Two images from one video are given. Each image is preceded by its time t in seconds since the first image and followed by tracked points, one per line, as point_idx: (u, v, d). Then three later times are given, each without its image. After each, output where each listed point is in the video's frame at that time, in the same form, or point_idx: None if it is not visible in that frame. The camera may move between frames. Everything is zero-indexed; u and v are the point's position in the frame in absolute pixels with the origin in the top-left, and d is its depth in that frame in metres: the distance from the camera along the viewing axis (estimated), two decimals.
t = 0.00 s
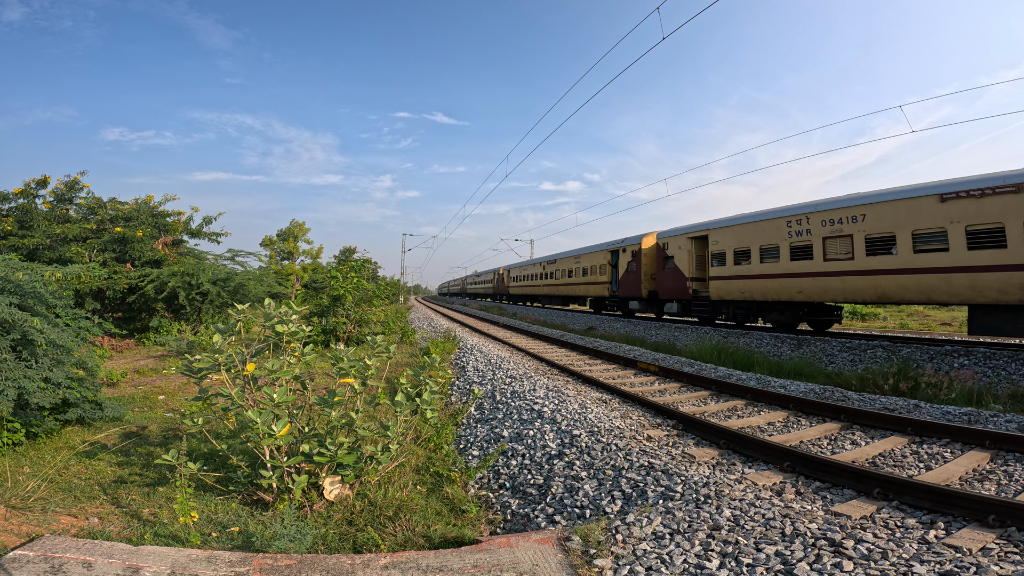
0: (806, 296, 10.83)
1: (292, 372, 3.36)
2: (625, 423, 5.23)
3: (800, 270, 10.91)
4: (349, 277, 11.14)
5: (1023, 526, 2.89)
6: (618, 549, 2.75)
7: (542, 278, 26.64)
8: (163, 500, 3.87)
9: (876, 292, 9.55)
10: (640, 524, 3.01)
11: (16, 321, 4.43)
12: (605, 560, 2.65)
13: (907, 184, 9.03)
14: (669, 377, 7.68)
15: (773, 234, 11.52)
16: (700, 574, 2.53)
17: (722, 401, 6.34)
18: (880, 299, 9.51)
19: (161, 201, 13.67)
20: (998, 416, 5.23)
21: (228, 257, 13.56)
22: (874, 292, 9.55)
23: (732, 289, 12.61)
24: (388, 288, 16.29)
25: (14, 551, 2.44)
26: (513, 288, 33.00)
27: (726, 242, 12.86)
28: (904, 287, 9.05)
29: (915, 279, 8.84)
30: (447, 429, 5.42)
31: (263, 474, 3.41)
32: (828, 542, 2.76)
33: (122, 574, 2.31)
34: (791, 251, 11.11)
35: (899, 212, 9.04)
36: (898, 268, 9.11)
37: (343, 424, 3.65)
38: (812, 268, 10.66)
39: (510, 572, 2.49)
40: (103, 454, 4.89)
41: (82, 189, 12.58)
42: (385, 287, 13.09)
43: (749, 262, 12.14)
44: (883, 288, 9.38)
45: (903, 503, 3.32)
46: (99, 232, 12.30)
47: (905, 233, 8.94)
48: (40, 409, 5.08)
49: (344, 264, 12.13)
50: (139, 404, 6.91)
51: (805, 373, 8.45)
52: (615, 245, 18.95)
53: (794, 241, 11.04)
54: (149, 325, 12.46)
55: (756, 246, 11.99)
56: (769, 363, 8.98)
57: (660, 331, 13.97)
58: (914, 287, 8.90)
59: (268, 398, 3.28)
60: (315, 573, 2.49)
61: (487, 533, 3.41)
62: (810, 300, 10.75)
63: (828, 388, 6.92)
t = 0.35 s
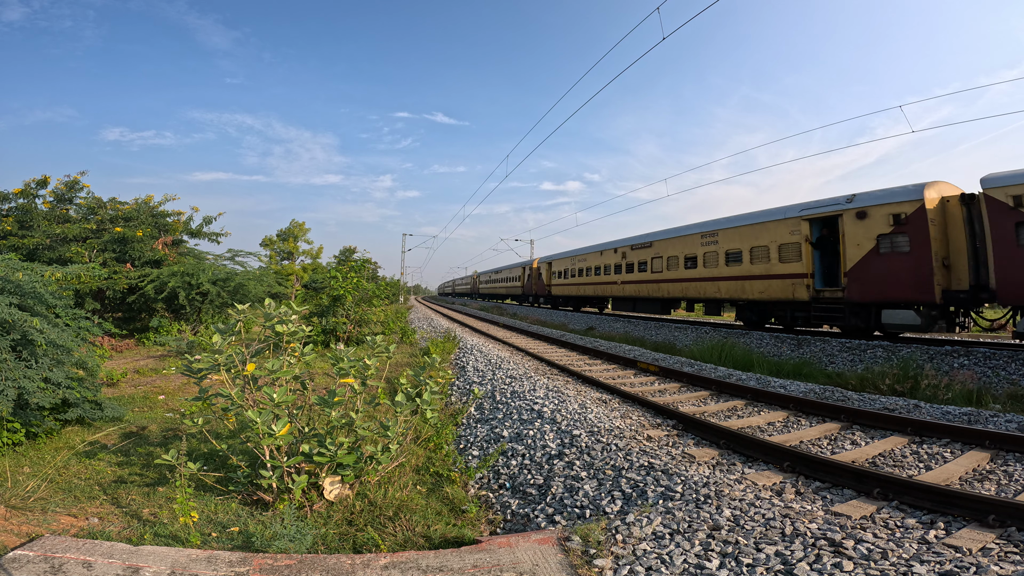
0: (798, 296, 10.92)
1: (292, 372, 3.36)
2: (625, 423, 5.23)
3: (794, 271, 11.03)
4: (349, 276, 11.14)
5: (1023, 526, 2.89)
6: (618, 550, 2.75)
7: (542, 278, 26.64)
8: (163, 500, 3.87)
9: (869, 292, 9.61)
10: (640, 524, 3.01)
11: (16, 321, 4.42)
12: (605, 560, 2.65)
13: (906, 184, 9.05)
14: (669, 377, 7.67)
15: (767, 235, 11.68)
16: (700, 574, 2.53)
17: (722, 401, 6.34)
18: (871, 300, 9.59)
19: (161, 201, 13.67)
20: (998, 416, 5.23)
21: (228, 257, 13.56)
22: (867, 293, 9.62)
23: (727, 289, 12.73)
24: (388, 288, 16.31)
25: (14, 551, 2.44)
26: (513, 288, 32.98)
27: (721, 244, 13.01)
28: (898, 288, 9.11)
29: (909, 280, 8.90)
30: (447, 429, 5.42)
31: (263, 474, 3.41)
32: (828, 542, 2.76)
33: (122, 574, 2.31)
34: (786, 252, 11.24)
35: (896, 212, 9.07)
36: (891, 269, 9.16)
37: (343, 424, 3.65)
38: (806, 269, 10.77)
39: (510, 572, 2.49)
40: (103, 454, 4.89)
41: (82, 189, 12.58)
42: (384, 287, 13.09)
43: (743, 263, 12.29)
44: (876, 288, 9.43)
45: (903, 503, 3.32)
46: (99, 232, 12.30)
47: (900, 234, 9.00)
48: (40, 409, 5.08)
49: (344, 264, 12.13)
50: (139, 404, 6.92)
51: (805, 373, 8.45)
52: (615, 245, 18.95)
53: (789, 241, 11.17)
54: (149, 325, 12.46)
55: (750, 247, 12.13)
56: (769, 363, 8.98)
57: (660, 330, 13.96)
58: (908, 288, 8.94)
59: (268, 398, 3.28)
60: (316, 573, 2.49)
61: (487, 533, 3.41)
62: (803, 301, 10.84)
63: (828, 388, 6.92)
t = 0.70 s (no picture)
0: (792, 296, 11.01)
1: (292, 372, 3.36)
2: (625, 423, 5.23)
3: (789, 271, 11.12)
4: (349, 276, 11.15)
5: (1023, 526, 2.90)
6: (618, 550, 2.75)
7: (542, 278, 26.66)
8: (163, 500, 3.87)
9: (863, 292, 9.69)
10: (640, 524, 3.01)
11: (16, 321, 4.42)
12: (604, 560, 2.65)
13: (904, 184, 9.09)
14: (669, 377, 7.68)
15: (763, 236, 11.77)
16: (700, 574, 2.53)
17: (722, 401, 6.34)
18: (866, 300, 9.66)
19: (161, 201, 13.66)
20: (998, 416, 5.23)
21: (228, 257, 13.56)
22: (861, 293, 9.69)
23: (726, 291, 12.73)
24: (388, 288, 16.32)
25: (14, 551, 2.44)
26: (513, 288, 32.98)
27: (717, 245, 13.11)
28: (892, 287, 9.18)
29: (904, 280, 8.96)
30: (447, 429, 5.42)
31: (263, 474, 3.41)
32: (828, 542, 2.76)
33: (122, 574, 2.31)
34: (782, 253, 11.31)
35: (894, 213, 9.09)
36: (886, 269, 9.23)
37: (343, 424, 3.65)
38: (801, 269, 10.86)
39: (510, 572, 2.49)
40: (103, 454, 4.89)
41: (82, 189, 12.59)
42: (384, 287, 13.09)
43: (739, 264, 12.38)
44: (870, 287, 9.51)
45: (903, 503, 3.32)
46: (99, 232, 12.31)
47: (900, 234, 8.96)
48: (40, 409, 5.08)
49: (344, 264, 12.14)
50: (139, 404, 6.92)
51: (805, 373, 8.45)
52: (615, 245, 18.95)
53: (784, 242, 11.26)
54: (149, 325, 12.46)
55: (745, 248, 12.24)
56: (769, 363, 8.98)
57: (660, 330, 13.95)
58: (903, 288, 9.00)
59: (268, 398, 3.28)
60: (315, 573, 2.49)
61: (487, 533, 3.41)
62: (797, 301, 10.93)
63: (827, 388, 6.92)
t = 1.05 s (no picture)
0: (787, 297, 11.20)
1: (292, 372, 3.36)
2: (625, 423, 5.23)
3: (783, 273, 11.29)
4: (349, 276, 11.15)
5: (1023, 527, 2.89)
6: (618, 550, 2.75)
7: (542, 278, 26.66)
8: (163, 500, 3.87)
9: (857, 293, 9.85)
10: (640, 524, 3.01)
11: (16, 321, 4.42)
12: (605, 560, 2.64)
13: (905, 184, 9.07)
14: (669, 377, 7.68)
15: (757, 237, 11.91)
16: (700, 574, 2.53)
17: (722, 401, 6.34)
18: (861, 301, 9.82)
19: (161, 201, 13.66)
20: (998, 416, 5.23)
21: (228, 257, 13.56)
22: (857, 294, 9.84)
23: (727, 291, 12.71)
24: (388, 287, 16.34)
25: (14, 551, 2.44)
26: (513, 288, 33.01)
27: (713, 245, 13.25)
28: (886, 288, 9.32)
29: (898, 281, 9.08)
30: (447, 429, 5.42)
31: (263, 474, 3.41)
32: (827, 542, 2.76)
33: (122, 574, 2.31)
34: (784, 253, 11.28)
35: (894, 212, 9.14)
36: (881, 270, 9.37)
37: (343, 424, 3.65)
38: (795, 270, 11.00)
39: (510, 572, 2.49)
40: (103, 454, 4.89)
41: (82, 189, 12.58)
42: (384, 287, 13.10)
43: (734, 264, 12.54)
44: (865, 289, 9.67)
45: (903, 503, 3.32)
46: (99, 232, 12.31)
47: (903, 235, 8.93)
48: (40, 409, 5.08)
49: (344, 264, 12.14)
50: (139, 404, 6.92)
51: (805, 373, 8.45)
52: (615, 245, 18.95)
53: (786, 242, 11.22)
54: (149, 325, 12.46)
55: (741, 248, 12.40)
56: (769, 363, 8.98)
57: (660, 330, 13.95)
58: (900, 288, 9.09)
59: (268, 398, 3.28)
60: (315, 573, 2.49)
61: (487, 533, 3.41)
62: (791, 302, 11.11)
63: (827, 388, 6.92)
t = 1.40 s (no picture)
0: (778, 297, 11.38)
1: (291, 372, 3.36)
2: (625, 423, 5.23)
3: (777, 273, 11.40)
4: (349, 277, 11.15)
5: None
6: (618, 550, 2.75)
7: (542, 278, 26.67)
8: (163, 500, 3.87)
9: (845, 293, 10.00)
10: (640, 524, 3.01)
11: (16, 321, 4.42)
12: (605, 560, 2.64)
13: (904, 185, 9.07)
14: (668, 377, 7.68)
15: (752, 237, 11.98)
16: (700, 574, 2.53)
17: (722, 401, 6.34)
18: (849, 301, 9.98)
19: (161, 201, 13.67)
20: (998, 416, 5.23)
21: (228, 257, 13.58)
22: (845, 295, 10.00)
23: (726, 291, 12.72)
24: (388, 287, 16.36)
25: (14, 551, 2.44)
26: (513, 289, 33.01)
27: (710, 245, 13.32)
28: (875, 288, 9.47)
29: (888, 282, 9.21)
30: (447, 429, 5.42)
31: (263, 474, 3.41)
32: (828, 542, 2.76)
33: (122, 574, 2.31)
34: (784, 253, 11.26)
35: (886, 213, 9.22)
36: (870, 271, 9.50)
37: (343, 424, 3.64)
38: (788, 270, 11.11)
39: (510, 572, 2.49)
40: (103, 454, 4.89)
41: (82, 189, 12.59)
42: (384, 287, 13.11)
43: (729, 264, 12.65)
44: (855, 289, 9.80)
45: (903, 503, 3.32)
46: (99, 232, 12.31)
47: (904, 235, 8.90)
48: (40, 409, 5.08)
49: (344, 264, 12.16)
50: (139, 404, 6.92)
51: (804, 373, 8.46)
52: (615, 245, 18.96)
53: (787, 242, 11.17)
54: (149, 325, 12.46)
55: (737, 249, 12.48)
56: (769, 363, 8.98)
57: (659, 331, 13.95)
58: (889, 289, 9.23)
59: (268, 398, 3.28)
60: (315, 573, 2.49)
61: (487, 533, 3.41)
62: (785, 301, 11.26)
63: (828, 388, 6.92)
